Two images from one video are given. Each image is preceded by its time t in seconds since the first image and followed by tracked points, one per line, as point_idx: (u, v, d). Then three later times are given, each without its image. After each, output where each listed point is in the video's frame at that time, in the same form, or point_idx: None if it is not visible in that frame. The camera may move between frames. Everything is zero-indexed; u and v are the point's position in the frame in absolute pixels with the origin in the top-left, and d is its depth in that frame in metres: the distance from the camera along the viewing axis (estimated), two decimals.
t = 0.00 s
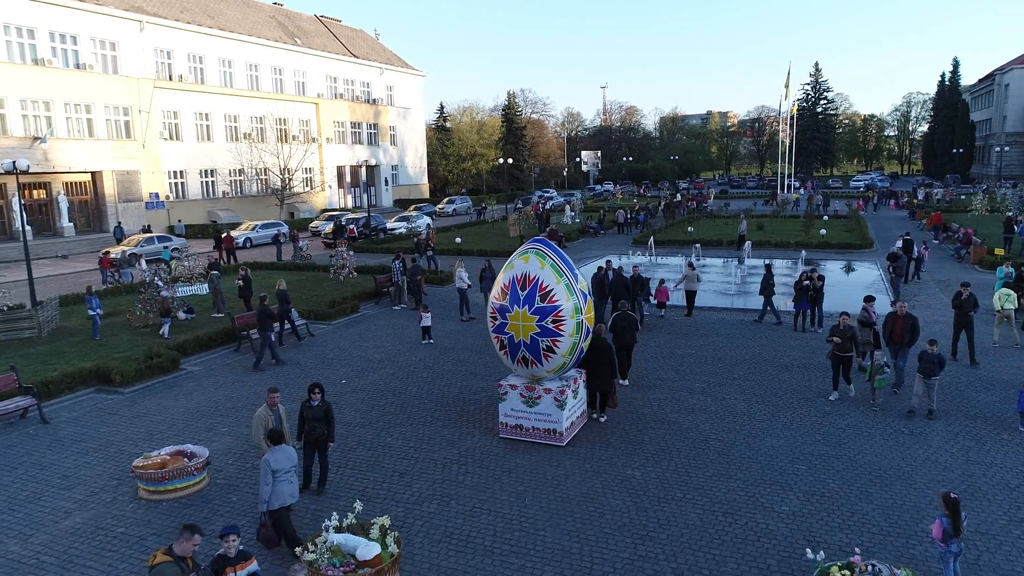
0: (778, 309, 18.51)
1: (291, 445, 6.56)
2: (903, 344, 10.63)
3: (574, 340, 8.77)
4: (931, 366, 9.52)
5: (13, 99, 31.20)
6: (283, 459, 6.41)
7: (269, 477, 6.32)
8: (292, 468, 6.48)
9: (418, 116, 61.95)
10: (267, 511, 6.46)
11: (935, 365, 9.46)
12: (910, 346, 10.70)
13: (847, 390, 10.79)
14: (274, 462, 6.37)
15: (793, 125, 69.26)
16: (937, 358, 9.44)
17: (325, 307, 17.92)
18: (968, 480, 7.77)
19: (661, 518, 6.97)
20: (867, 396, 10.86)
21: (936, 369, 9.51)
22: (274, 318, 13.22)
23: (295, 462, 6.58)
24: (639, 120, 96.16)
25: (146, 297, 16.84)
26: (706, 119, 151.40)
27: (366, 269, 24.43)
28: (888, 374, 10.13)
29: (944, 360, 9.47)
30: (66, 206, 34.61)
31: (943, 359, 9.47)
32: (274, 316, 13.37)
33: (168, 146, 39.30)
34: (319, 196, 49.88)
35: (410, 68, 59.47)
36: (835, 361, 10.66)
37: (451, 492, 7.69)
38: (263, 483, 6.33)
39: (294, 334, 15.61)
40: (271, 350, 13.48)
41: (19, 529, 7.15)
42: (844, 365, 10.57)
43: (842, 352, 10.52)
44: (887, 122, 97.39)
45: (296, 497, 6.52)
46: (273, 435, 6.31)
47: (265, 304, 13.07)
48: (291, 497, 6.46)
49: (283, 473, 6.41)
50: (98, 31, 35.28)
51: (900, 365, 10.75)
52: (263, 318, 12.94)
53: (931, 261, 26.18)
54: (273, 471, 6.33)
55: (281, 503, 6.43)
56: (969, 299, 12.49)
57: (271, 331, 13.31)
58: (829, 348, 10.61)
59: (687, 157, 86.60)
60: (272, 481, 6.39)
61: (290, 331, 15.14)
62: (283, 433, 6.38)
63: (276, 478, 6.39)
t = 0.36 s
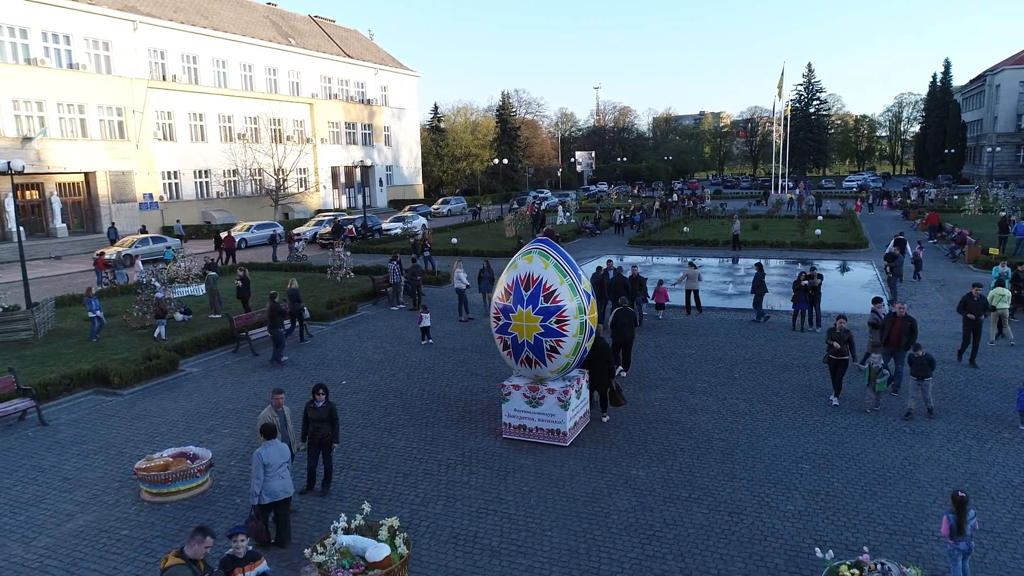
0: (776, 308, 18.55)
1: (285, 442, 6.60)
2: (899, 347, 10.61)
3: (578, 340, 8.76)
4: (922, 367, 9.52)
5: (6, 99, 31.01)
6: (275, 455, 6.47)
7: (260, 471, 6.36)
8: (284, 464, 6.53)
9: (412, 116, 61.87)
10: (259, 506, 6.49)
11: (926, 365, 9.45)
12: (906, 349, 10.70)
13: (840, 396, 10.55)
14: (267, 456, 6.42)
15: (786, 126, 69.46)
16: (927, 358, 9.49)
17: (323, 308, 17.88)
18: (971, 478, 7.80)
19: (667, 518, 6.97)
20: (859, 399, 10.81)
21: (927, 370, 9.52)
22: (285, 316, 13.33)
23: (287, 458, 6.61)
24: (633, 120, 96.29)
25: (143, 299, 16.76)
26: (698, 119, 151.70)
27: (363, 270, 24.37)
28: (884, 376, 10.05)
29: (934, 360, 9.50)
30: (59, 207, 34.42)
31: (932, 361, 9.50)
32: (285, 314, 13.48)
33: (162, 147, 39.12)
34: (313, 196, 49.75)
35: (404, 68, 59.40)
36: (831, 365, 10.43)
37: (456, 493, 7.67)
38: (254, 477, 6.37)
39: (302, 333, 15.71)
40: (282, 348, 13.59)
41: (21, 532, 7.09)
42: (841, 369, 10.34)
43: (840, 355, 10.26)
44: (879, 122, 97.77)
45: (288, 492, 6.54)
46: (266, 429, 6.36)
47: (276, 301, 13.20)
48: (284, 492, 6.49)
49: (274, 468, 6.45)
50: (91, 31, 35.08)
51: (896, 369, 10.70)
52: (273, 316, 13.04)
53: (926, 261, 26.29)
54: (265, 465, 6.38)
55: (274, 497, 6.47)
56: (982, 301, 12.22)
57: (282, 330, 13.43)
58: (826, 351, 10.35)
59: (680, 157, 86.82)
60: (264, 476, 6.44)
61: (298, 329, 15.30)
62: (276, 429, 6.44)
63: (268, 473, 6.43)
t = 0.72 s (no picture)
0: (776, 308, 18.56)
1: (277, 442, 6.62)
2: (898, 350, 10.60)
3: (583, 340, 8.76)
4: (919, 367, 9.38)
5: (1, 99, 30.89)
6: (267, 455, 6.47)
7: (252, 472, 6.37)
8: (276, 463, 6.54)
9: (409, 116, 61.85)
10: (254, 505, 6.50)
11: (923, 366, 9.31)
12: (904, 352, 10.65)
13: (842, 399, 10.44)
14: (258, 457, 6.42)
15: (781, 126, 69.67)
16: (924, 359, 9.34)
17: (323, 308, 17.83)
18: (976, 477, 7.82)
19: (675, 518, 6.98)
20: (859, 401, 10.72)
21: (925, 371, 9.37)
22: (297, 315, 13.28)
23: (279, 457, 6.62)
24: (629, 120, 96.39)
25: (142, 300, 16.70)
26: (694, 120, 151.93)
27: (362, 270, 24.33)
28: (882, 378, 9.97)
29: (932, 361, 9.34)
30: (55, 208, 34.30)
31: (930, 362, 9.34)
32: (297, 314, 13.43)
33: (158, 147, 39.02)
34: (310, 196, 49.67)
35: (401, 68, 59.38)
36: (832, 368, 10.29)
37: (462, 493, 7.66)
38: (247, 477, 6.37)
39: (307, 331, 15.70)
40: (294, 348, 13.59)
41: (26, 534, 7.06)
42: (842, 373, 10.19)
43: (841, 359, 10.12)
44: (874, 123, 98.15)
45: (282, 492, 6.53)
46: (256, 430, 6.42)
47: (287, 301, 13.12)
48: (278, 491, 6.49)
49: (266, 468, 6.46)
50: (87, 31, 34.98)
51: (896, 370, 10.68)
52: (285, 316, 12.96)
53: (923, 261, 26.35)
54: (257, 466, 6.39)
55: (268, 496, 6.47)
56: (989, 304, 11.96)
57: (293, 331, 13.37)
58: (828, 354, 10.20)
59: (676, 158, 87.08)
60: (256, 476, 6.45)
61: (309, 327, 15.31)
62: (265, 428, 6.48)
63: (260, 473, 6.43)
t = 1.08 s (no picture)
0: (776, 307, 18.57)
1: (270, 437, 6.74)
2: (892, 351, 10.52)
3: (589, 340, 8.76)
4: (918, 371, 9.31)
5: None
6: (260, 451, 6.60)
7: (246, 469, 6.51)
8: (271, 458, 6.70)
9: (405, 117, 61.77)
10: (248, 501, 6.64)
11: (923, 369, 9.24)
12: (899, 353, 10.57)
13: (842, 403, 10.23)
14: (251, 454, 6.56)
15: (776, 126, 69.88)
16: (925, 363, 9.25)
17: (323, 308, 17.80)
18: (982, 475, 7.84)
19: (682, 518, 6.98)
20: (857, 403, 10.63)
21: (923, 375, 9.32)
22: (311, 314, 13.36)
23: (274, 453, 6.76)
24: (624, 120, 96.39)
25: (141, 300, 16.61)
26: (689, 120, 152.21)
27: (361, 271, 24.26)
28: (882, 381, 9.81)
29: (932, 365, 9.27)
30: (50, 208, 34.13)
31: (931, 366, 9.25)
32: (309, 312, 13.53)
33: (154, 147, 38.86)
34: (306, 196, 49.56)
35: (397, 68, 59.33)
36: (832, 373, 10.04)
37: (469, 493, 7.67)
38: (242, 474, 6.51)
39: (315, 329, 15.84)
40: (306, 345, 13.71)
41: (30, 536, 7.01)
42: (843, 377, 9.98)
43: (842, 363, 9.88)
44: (868, 123, 98.51)
45: (275, 487, 6.71)
46: (249, 427, 6.53)
47: (300, 299, 13.22)
48: (270, 487, 6.66)
49: (260, 464, 6.62)
50: (82, 31, 34.85)
51: (891, 372, 10.63)
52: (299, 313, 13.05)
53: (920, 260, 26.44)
54: (250, 463, 6.53)
55: (261, 492, 6.64)
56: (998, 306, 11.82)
57: (306, 328, 13.48)
58: (828, 359, 9.96)
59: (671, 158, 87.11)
60: (250, 471, 6.61)
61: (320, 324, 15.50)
62: (258, 426, 6.58)
63: (255, 469, 6.60)
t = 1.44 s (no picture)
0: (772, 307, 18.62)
1: (269, 438, 6.70)
2: (889, 354, 10.04)
3: (592, 340, 8.75)
4: (916, 372, 9.24)
5: None
6: (258, 450, 6.57)
7: (243, 467, 6.46)
8: (267, 458, 6.63)
9: (398, 117, 61.71)
10: (245, 499, 6.58)
11: (921, 371, 9.18)
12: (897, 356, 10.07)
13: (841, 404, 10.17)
14: (248, 452, 6.52)
15: (768, 126, 70.15)
16: (923, 365, 9.19)
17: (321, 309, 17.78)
18: (984, 473, 7.88)
19: (687, 518, 6.99)
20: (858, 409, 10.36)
21: (921, 377, 9.27)
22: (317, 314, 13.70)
23: (271, 453, 6.71)
24: (616, 120, 96.61)
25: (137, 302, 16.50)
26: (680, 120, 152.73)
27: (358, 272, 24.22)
28: (881, 384, 9.76)
29: (928, 366, 9.22)
30: (41, 209, 33.87)
31: (928, 367, 9.19)
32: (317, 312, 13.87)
33: (146, 147, 38.62)
34: (299, 197, 49.39)
35: (389, 68, 59.28)
36: (830, 375, 9.98)
37: (473, 495, 7.65)
38: (236, 472, 6.47)
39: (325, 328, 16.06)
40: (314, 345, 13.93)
41: (31, 541, 6.94)
42: (842, 380, 9.89)
43: (839, 366, 9.80)
44: (858, 123, 99.15)
45: (270, 487, 6.60)
46: (247, 424, 6.49)
47: (308, 300, 13.63)
48: (266, 487, 6.57)
49: (257, 463, 6.56)
50: (73, 30, 34.61)
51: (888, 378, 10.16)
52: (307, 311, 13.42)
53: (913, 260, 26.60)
54: (247, 461, 6.48)
55: (257, 491, 6.54)
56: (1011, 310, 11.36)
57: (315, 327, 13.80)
58: (824, 362, 9.91)
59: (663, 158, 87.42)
60: (246, 470, 6.54)
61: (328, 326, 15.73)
62: (255, 424, 6.52)
63: (250, 467, 6.53)
